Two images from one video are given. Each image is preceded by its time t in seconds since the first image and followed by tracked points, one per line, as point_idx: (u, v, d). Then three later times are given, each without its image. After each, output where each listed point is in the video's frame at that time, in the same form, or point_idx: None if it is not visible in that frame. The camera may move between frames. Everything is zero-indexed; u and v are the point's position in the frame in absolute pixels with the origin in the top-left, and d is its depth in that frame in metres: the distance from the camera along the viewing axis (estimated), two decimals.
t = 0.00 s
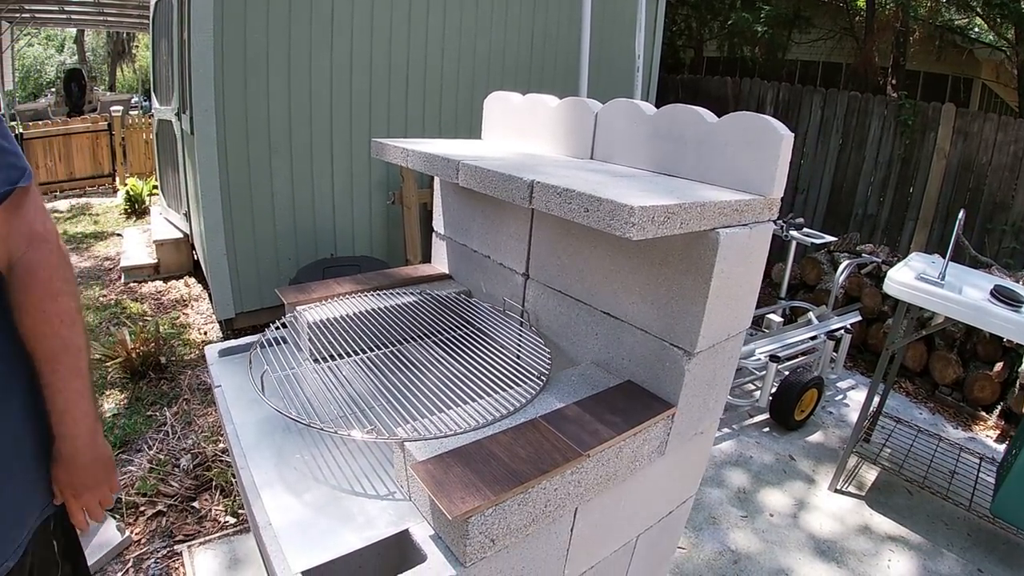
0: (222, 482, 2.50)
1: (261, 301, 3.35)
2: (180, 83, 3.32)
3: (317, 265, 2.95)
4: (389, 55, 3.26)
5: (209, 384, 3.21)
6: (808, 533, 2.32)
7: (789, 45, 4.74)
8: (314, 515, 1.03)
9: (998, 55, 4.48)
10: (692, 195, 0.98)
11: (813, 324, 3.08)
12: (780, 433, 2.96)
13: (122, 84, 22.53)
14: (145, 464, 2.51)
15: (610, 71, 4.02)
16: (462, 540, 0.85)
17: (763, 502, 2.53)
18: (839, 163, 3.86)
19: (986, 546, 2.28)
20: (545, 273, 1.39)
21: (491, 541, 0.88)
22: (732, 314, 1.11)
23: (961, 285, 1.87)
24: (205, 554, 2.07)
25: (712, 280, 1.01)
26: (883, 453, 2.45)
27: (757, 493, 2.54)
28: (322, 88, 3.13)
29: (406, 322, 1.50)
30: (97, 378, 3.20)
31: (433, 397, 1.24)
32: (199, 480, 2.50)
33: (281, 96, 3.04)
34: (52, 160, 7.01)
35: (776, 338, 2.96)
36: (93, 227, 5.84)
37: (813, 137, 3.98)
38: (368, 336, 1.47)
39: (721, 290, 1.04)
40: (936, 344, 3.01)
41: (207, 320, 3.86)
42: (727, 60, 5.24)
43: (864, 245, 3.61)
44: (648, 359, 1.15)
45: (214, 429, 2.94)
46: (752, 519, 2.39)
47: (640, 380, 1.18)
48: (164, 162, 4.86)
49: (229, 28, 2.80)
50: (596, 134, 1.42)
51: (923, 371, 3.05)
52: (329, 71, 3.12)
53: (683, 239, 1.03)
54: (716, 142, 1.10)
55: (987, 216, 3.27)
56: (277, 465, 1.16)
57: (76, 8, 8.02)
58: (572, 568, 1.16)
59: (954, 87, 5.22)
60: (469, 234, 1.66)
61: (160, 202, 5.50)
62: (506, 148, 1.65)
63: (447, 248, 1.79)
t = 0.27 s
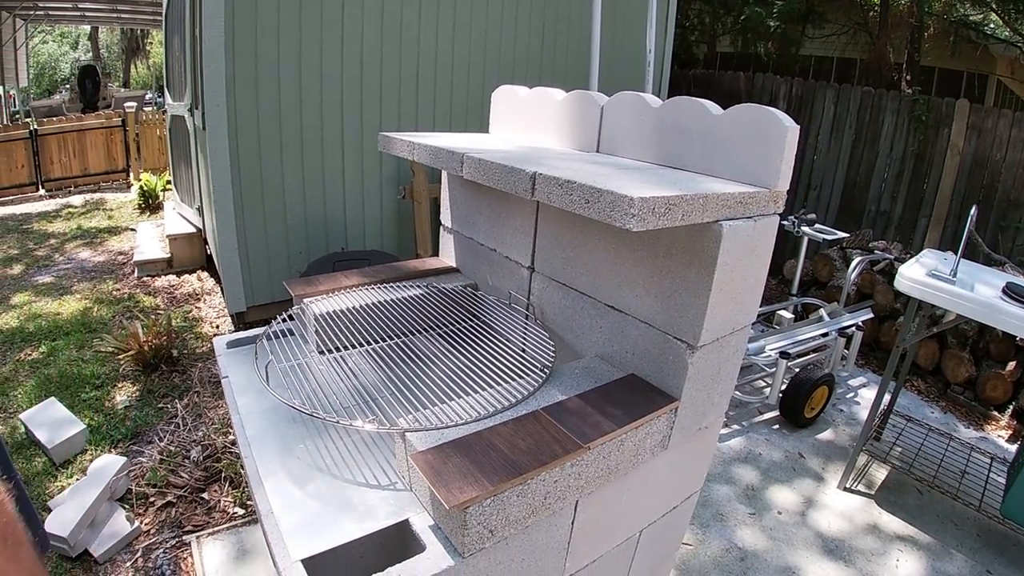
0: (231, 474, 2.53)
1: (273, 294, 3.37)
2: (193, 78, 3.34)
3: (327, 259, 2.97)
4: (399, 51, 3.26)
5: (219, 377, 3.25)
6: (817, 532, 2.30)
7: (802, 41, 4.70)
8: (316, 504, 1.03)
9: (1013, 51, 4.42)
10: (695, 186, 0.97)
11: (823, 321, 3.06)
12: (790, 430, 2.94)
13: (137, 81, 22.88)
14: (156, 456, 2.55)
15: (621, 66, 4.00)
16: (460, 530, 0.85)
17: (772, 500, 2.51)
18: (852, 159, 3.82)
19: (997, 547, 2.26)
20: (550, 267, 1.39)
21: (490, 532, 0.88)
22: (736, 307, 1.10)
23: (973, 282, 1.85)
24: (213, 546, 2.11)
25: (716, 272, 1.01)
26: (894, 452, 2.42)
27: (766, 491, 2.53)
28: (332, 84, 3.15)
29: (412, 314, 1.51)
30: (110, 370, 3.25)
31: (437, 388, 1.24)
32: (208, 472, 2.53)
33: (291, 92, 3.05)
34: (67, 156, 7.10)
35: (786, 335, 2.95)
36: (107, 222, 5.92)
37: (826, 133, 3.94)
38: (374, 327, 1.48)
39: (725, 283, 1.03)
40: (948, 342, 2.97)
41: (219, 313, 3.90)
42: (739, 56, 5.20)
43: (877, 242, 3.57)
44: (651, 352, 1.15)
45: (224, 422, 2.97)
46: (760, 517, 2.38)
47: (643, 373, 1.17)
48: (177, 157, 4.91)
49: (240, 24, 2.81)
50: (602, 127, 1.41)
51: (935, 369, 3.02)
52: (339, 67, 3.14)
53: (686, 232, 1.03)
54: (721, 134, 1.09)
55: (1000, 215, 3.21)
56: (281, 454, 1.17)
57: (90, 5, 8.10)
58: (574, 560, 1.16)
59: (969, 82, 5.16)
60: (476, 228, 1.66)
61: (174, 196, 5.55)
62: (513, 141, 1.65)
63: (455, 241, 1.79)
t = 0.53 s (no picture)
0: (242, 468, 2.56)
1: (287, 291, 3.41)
2: (208, 76, 3.38)
3: (340, 256, 2.99)
4: (412, 50, 3.27)
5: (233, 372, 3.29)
6: (826, 535, 2.29)
7: (820, 38, 4.65)
8: (316, 499, 1.04)
9: None
10: (699, 185, 0.96)
11: (838, 322, 3.03)
12: (802, 432, 2.91)
13: (156, 78, 23.17)
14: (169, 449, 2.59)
15: (635, 64, 3.97)
16: (456, 528, 0.86)
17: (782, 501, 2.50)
18: (869, 158, 3.77)
19: (1010, 553, 2.23)
20: (556, 265, 1.39)
21: (487, 530, 0.88)
22: (741, 307, 1.09)
23: (988, 284, 1.81)
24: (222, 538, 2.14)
25: (719, 272, 1.00)
26: (906, 455, 2.39)
27: (776, 492, 2.52)
28: (346, 83, 3.17)
29: (420, 312, 1.51)
30: (126, 364, 3.30)
31: (441, 385, 1.24)
32: (220, 465, 2.57)
33: (305, 90, 3.08)
34: (86, 152, 7.21)
35: (800, 336, 2.92)
36: (125, 218, 6.01)
37: (843, 132, 3.89)
38: (381, 325, 1.48)
39: (730, 283, 1.02)
40: (964, 344, 2.92)
41: (234, 309, 3.94)
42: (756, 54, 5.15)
43: (893, 242, 3.52)
44: (655, 351, 1.14)
45: (237, 416, 3.01)
46: (769, 519, 2.37)
47: (647, 373, 1.17)
48: (194, 154, 4.97)
49: (254, 22, 2.84)
50: (609, 126, 1.40)
51: (950, 371, 2.97)
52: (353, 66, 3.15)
53: (690, 232, 1.02)
54: (728, 133, 1.08)
55: (1018, 216, 3.13)
56: (285, 449, 1.18)
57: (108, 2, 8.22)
58: (574, 560, 1.16)
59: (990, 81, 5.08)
60: (484, 226, 1.66)
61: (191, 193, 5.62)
62: (522, 140, 1.65)
63: (463, 239, 1.79)
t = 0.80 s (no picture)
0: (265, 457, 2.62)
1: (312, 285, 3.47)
2: (234, 75, 3.45)
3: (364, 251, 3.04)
4: (436, 49, 3.31)
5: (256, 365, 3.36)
6: (844, 535, 2.28)
7: (847, 36, 4.61)
8: (333, 483, 1.07)
9: None
10: (712, 179, 0.97)
11: (860, 322, 2.99)
12: (823, 433, 2.88)
13: (184, 77, 23.72)
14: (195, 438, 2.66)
15: (657, 62, 3.95)
16: (469, 512, 0.88)
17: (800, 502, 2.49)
18: (894, 157, 3.72)
19: None
20: (573, 259, 1.40)
21: (499, 515, 0.91)
22: (756, 301, 1.10)
23: (1012, 283, 1.78)
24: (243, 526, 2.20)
25: (732, 266, 1.00)
26: (928, 458, 2.35)
27: (795, 492, 2.51)
28: (370, 82, 3.22)
29: (439, 304, 1.54)
30: (152, 356, 3.39)
31: (458, 375, 1.26)
32: (243, 455, 2.63)
33: (330, 89, 3.13)
34: (115, 150, 7.40)
35: (822, 335, 2.89)
36: (153, 215, 6.15)
37: (868, 130, 3.85)
38: (401, 317, 1.51)
39: (744, 276, 1.03)
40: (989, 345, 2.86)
41: (260, 304, 4.01)
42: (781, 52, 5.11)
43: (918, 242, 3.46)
44: (669, 344, 1.15)
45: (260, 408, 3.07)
46: (787, 518, 2.37)
47: (662, 365, 1.17)
48: (221, 152, 5.07)
49: (280, 22, 2.90)
50: (627, 121, 1.41)
51: (975, 374, 2.91)
52: (378, 65, 3.20)
53: (704, 225, 1.03)
54: (743, 127, 1.09)
55: None
56: (305, 435, 1.21)
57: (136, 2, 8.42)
58: (586, 550, 1.18)
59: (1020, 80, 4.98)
60: (503, 221, 1.68)
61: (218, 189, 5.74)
62: (541, 136, 1.67)
63: (483, 234, 1.82)
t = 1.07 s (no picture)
0: (320, 440, 2.73)
1: (368, 277, 3.60)
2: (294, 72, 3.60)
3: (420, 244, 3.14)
4: (489, 47, 3.38)
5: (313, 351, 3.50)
6: (885, 540, 2.30)
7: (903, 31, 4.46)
8: (392, 456, 1.14)
9: None
10: (761, 175, 1.00)
11: (911, 324, 2.92)
12: (870, 437, 2.87)
13: (239, 72, 24.53)
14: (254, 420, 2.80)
15: (708, 59, 3.92)
16: (521, 486, 0.94)
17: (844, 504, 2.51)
18: (949, 155, 3.60)
19: None
20: (625, 253, 1.44)
21: (549, 491, 0.96)
22: (803, 296, 1.12)
23: None
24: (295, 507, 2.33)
25: (779, 260, 1.03)
26: (973, 465, 2.31)
27: (838, 494, 2.53)
28: (426, 79, 3.31)
29: (495, 296, 1.61)
30: (212, 341, 3.58)
31: (512, 360, 1.32)
32: (299, 437, 2.75)
33: (387, 86, 3.24)
34: (174, 144, 7.83)
35: (871, 337, 2.85)
36: (211, 207, 6.43)
37: (925, 129, 3.75)
38: (457, 306, 1.58)
39: (790, 271, 1.06)
40: None
41: (317, 294, 4.17)
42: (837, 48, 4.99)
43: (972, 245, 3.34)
44: (716, 336, 1.18)
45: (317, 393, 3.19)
46: (829, 520, 2.40)
47: (708, 357, 1.21)
48: (278, 147, 5.27)
49: (339, 22, 3.02)
50: (678, 119, 1.44)
51: None
52: (433, 63, 3.30)
53: (752, 220, 1.06)
54: (791, 124, 1.11)
55: None
56: (367, 412, 1.29)
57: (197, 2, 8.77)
58: (629, 534, 1.22)
59: None
60: (558, 215, 1.74)
61: (274, 183, 5.96)
62: (594, 132, 1.71)
63: (539, 228, 1.88)
